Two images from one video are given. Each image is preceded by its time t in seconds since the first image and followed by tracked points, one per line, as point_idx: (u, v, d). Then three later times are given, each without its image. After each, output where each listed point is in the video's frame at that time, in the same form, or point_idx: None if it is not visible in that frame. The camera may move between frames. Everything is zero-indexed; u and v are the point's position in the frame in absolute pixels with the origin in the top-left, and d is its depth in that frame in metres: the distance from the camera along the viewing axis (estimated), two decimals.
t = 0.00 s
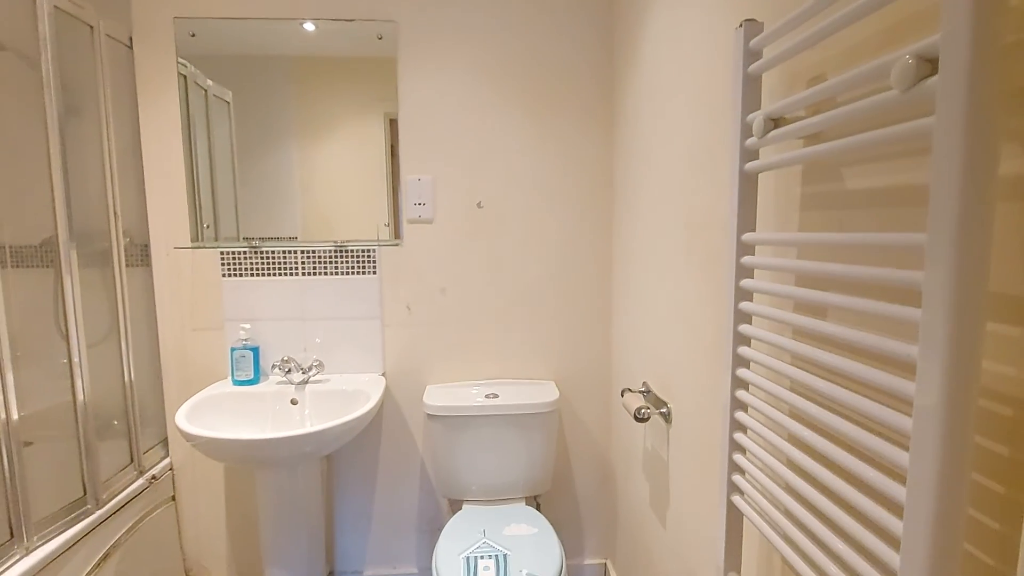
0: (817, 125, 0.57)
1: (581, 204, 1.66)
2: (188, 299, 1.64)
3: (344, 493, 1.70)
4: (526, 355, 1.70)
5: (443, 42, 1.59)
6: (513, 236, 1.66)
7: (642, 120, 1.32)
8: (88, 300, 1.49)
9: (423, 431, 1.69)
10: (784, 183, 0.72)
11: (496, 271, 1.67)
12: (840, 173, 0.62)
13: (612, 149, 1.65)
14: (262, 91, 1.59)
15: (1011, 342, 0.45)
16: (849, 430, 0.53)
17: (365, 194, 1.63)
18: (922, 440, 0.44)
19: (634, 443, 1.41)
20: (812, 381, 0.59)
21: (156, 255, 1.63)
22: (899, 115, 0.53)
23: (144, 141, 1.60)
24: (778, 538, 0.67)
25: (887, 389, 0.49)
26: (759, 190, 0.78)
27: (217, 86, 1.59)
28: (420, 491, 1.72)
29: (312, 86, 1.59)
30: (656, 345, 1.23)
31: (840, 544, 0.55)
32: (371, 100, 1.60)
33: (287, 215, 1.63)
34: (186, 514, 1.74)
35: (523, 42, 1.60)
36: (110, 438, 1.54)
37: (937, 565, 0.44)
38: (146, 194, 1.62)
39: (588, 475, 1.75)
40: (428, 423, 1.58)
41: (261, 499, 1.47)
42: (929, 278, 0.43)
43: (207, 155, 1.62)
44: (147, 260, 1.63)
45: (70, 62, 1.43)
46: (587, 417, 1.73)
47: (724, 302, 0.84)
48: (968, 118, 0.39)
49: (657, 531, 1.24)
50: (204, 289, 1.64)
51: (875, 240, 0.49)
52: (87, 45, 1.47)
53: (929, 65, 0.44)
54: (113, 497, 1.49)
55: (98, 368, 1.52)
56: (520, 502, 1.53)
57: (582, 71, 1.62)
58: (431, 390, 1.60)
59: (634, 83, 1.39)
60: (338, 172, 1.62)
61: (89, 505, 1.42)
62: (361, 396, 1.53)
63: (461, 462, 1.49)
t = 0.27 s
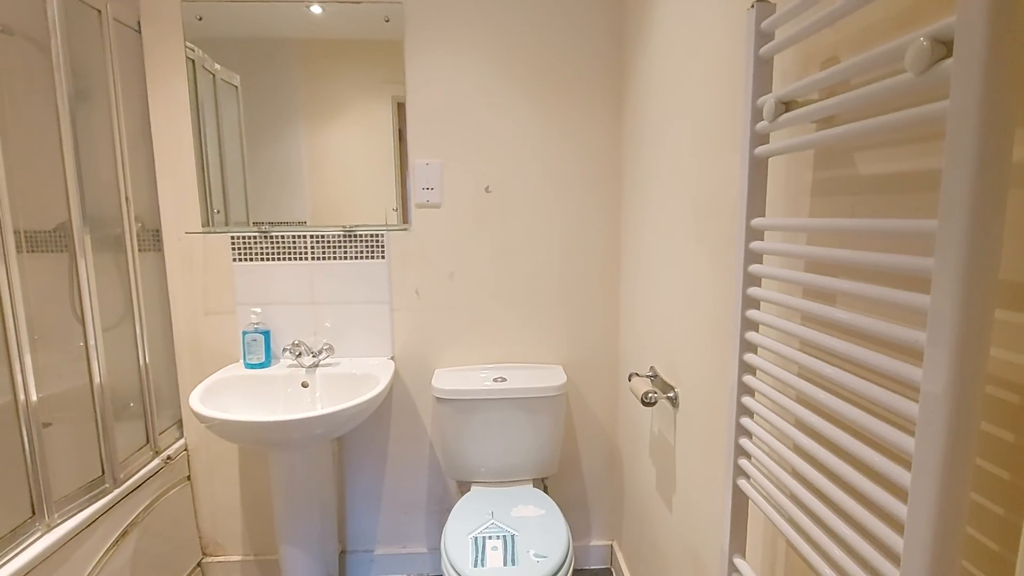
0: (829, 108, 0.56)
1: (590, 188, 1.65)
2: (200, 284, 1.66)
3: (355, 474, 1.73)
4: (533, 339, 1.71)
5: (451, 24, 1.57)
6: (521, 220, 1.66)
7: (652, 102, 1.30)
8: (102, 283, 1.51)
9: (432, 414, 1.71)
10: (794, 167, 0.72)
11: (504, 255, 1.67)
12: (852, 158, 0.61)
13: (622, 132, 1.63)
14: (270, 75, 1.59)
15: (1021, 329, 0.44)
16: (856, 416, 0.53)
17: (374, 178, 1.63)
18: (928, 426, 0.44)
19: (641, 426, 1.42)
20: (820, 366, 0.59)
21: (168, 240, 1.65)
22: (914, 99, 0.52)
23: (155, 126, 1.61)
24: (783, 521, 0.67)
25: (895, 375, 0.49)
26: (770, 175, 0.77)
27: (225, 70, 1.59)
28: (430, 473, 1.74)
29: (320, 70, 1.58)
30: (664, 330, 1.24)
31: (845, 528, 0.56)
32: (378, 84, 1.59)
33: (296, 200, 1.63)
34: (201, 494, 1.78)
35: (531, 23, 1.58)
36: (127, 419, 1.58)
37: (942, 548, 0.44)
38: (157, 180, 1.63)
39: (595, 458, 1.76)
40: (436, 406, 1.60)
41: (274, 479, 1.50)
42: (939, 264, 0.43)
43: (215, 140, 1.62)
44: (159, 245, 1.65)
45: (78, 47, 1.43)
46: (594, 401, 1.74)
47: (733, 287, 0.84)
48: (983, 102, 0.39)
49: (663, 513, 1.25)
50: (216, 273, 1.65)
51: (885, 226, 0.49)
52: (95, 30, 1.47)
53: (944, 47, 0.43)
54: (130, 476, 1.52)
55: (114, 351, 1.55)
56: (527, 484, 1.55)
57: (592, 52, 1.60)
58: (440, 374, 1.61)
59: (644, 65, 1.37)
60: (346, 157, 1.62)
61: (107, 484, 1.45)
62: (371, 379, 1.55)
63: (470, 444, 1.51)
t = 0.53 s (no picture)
0: (837, 101, 0.56)
1: (596, 181, 1.64)
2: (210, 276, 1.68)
3: (362, 465, 1.75)
4: (540, 332, 1.71)
5: (457, 15, 1.57)
6: (528, 213, 1.65)
7: (659, 94, 1.30)
8: (113, 275, 1.53)
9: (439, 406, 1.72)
10: (802, 160, 0.71)
11: (510, 248, 1.67)
12: (859, 151, 0.60)
13: (629, 124, 1.62)
14: (277, 68, 1.59)
15: None
16: (861, 410, 0.53)
17: (381, 171, 1.63)
18: (932, 421, 0.44)
19: (646, 419, 1.42)
20: (825, 361, 0.59)
21: (178, 233, 1.67)
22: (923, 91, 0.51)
23: (165, 120, 1.62)
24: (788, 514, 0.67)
25: (900, 370, 0.49)
26: (777, 168, 0.77)
27: (233, 64, 1.60)
28: (436, 464, 1.76)
29: (327, 63, 1.59)
30: (670, 323, 1.23)
31: (849, 522, 0.56)
32: (385, 77, 1.60)
33: (303, 193, 1.64)
34: (212, 483, 1.80)
35: (538, 14, 1.57)
36: (139, 409, 1.60)
37: (945, 542, 0.44)
38: (166, 173, 1.64)
39: (600, 451, 1.77)
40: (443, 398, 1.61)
41: (282, 470, 1.52)
42: (945, 259, 0.42)
43: (225, 134, 1.63)
44: (169, 238, 1.67)
45: (86, 41, 1.44)
46: (600, 393, 1.74)
47: (739, 281, 0.84)
48: (991, 95, 0.38)
49: (668, 505, 1.26)
50: (225, 266, 1.67)
51: (891, 220, 0.49)
52: (104, 24, 1.47)
53: (953, 39, 0.43)
54: (143, 465, 1.55)
55: (125, 342, 1.57)
56: (533, 475, 1.56)
57: (599, 43, 1.59)
58: (446, 366, 1.62)
59: (652, 56, 1.36)
60: (353, 150, 1.62)
61: (120, 473, 1.48)
62: (378, 371, 1.56)
63: (476, 436, 1.52)
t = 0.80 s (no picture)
0: (846, 98, 0.55)
1: (603, 178, 1.64)
2: (219, 273, 1.69)
3: (370, 461, 1.76)
4: (546, 330, 1.71)
5: (464, 13, 1.56)
6: (535, 211, 1.65)
7: (667, 91, 1.29)
8: (124, 272, 1.54)
9: (446, 403, 1.72)
10: (811, 158, 0.71)
11: (517, 246, 1.67)
12: (869, 148, 0.60)
13: (637, 121, 1.61)
14: (285, 66, 1.60)
15: None
16: (869, 409, 0.53)
17: (388, 169, 1.64)
18: (941, 421, 0.43)
19: (653, 418, 1.42)
20: (834, 360, 0.59)
21: (188, 231, 1.69)
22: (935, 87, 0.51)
23: (175, 119, 1.64)
24: (795, 514, 0.67)
25: (909, 370, 0.48)
26: (785, 166, 0.76)
27: (242, 62, 1.61)
28: (443, 461, 1.76)
29: (335, 60, 1.59)
30: (677, 321, 1.23)
31: (856, 522, 0.55)
32: (392, 74, 1.60)
33: (311, 191, 1.65)
34: (221, 478, 1.82)
35: (545, 11, 1.57)
36: (150, 405, 1.62)
37: (953, 544, 0.44)
38: (176, 171, 1.66)
39: (607, 449, 1.77)
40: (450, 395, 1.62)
41: (291, 466, 1.53)
42: (954, 258, 0.42)
43: (234, 132, 1.65)
44: (179, 236, 1.68)
45: (98, 40, 1.44)
46: (607, 392, 1.74)
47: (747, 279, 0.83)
48: (1003, 92, 0.38)
49: (675, 504, 1.26)
50: (234, 263, 1.68)
51: (900, 218, 0.48)
52: (115, 23, 1.48)
53: (964, 35, 0.42)
54: (153, 461, 1.57)
55: (136, 339, 1.58)
56: (539, 473, 1.56)
57: (606, 40, 1.58)
58: (453, 364, 1.63)
59: (660, 53, 1.35)
60: (361, 147, 1.63)
61: (131, 469, 1.50)
62: (385, 369, 1.56)
63: (483, 434, 1.52)
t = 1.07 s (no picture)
0: (855, 98, 0.54)
1: (610, 178, 1.63)
2: (227, 273, 1.70)
3: (376, 461, 1.76)
4: (552, 331, 1.71)
5: (471, 12, 1.56)
6: (541, 211, 1.65)
7: (674, 90, 1.28)
8: (133, 271, 1.55)
9: (452, 403, 1.72)
10: (819, 158, 0.70)
11: (523, 246, 1.66)
12: (878, 149, 0.59)
13: (643, 120, 1.60)
14: (293, 67, 1.60)
15: None
16: (877, 415, 0.52)
17: (395, 169, 1.64)
18: (951, 428, 0.43)
19: (660, 420, 1.41)
20: (842, 364, 0.58)
21: (196, 231, 1.70)
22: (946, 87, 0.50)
23: (184, 119, 1.65)
24: (801, 520, 0.66)
25: (918, 375, 0.47)
26: (793, 166, 0.75)
27: (250, 63, 1.62)
28: (449, 461, 1.76)
29: (342, 60, 1.59)
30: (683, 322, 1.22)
31: (863, 529, 0.55)
32: (399, 74, 1.60)
33: (319, 191, 1.66)
34: (229, 477, 1.83)
35: (552, 10, 1.56)
36: (158, 403, 1.64)
37: (962, 553, 0.43)
38: (185, 171, 1.67)
39: (613, 450, 1.76)
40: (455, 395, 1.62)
41: (298, 465, 1.54)
42: (965, 262, 0.41)
43: (241, 132, 1.66)
44: (187, 236, 1.69)
45: (108, 41, 1.46)
46: (613, 392, 1.73)
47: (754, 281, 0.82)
48: (1015, 92, 0.37)
49: (681, 506, 1.25)
50: (242, 263, 1.69)
51: (910, 220, 0.47)
52: (124, 25, 1.50)
53: (976, 34, 0.41)
54: (161, 459, 1.59)
55: (146, 338, 1.60)
56: (545, 474, 1.56)
57: (613, 39, 1.57)
58: (459, 364, 1.63)
59: (667, 52, 1.35)
60: (368, 147, 1.63)
61: (140, 466, 1.52)
62: (391, 368, 1.57)
63: (488, 434, 1.52)
